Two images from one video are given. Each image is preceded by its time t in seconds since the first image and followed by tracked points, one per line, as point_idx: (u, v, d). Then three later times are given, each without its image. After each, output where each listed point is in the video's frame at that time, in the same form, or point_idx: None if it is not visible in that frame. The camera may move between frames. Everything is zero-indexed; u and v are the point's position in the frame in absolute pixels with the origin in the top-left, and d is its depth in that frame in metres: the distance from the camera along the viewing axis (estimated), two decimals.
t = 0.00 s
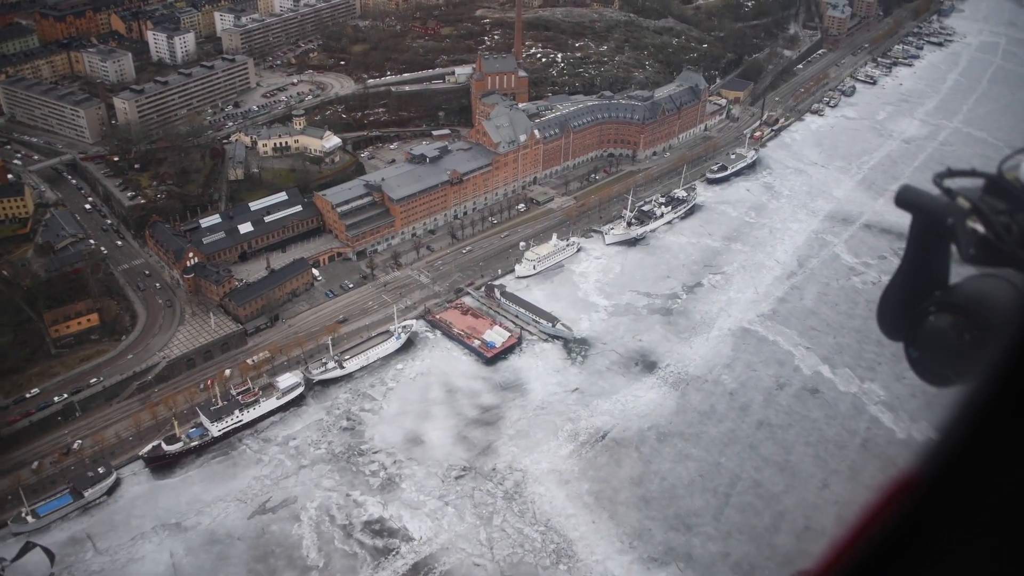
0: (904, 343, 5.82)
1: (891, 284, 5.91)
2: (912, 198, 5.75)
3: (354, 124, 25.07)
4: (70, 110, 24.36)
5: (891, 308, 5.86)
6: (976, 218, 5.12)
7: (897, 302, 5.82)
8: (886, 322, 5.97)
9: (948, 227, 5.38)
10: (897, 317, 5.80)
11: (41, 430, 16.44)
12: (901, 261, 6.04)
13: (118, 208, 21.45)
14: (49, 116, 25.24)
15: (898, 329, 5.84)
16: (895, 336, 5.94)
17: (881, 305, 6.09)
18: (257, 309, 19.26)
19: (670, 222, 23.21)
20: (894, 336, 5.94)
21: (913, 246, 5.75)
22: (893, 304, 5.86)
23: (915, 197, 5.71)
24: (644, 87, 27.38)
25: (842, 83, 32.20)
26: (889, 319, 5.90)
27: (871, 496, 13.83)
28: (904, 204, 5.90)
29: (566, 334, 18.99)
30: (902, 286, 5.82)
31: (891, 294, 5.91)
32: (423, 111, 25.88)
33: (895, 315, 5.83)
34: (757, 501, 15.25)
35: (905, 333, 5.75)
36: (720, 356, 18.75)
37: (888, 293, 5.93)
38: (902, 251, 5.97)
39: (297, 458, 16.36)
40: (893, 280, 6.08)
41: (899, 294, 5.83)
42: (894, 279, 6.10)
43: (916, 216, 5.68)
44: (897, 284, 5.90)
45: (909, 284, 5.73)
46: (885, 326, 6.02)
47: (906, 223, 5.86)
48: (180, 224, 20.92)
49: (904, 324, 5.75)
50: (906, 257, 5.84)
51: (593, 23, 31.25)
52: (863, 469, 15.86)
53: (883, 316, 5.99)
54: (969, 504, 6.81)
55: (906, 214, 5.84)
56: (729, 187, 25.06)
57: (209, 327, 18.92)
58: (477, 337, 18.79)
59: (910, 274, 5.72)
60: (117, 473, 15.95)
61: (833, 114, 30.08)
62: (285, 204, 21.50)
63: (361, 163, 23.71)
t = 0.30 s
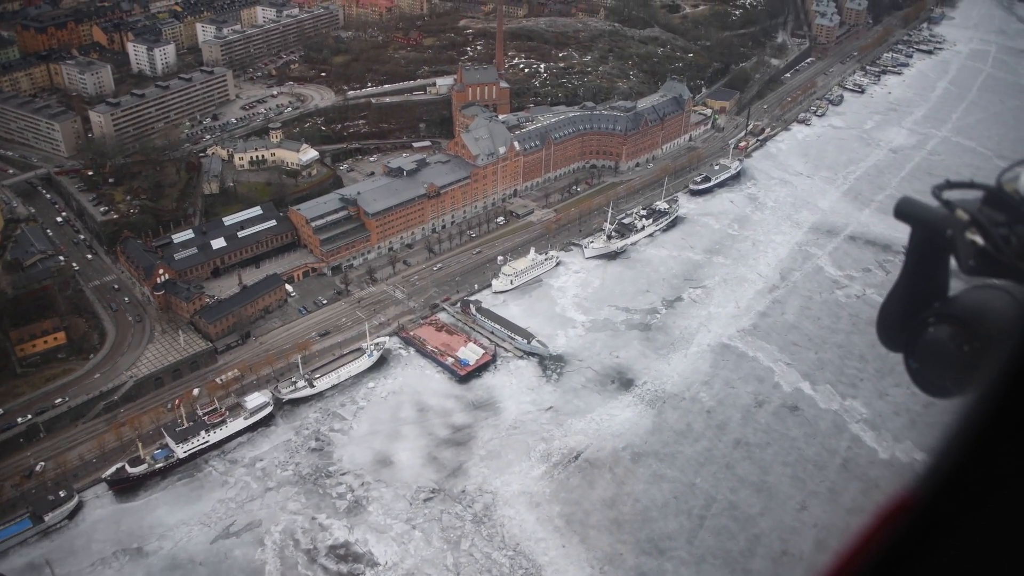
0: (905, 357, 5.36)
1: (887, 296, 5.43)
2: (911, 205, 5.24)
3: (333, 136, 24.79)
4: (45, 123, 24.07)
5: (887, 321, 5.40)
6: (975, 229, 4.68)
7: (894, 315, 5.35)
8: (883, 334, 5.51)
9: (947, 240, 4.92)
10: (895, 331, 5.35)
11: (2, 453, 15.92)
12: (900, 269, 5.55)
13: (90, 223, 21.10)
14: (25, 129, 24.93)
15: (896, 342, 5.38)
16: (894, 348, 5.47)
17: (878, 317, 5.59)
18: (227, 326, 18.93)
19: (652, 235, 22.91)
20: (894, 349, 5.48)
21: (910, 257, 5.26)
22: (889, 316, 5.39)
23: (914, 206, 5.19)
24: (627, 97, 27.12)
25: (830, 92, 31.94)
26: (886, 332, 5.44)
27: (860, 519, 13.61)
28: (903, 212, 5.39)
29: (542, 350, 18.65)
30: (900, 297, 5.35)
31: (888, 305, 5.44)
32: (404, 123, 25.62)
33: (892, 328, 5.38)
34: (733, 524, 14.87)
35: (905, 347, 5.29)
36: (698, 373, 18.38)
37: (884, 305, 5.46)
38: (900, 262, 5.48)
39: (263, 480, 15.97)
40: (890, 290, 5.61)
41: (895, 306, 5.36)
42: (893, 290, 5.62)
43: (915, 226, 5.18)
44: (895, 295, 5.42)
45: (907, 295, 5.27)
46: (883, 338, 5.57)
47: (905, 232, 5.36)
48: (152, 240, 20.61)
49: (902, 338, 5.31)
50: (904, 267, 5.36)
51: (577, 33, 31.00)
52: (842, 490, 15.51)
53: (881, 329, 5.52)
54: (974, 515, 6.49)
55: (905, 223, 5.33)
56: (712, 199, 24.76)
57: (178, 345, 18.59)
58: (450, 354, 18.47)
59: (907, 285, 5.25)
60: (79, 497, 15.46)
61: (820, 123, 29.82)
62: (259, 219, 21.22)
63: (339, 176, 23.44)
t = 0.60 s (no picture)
0: (904, 350, 5.81)
1: (888, 291, 5.88)
2: (911, 204, 5.74)
3: (309, 144, 24.45)
4: (15, 136, 23.72)
5: (888, 315, 5.86)
6: (972, 223, 5.12)
7: (895, 309, 5.80)
8: (884, 328, 5.95)
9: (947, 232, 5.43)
10: (895, 324, 5.79)
11: None
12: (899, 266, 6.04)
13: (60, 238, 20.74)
14: None
15: (896, 336, 5.83)
16: (894, 343, 5.92)
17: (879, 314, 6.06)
18: (197, 341, 18.61)
19: (631, 238, 22.59)
20: (893, 342, 5.92)
21: (911, 253, 5.75)
22: (891, 310, 5.84)
23: (915, 203, 5.70)
24: (607, 98, 26.80)
25: (815, 89, 31.61)
26: (886, 326, 5.89)
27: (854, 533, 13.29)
28: (901, 210, 5.92)
29: (516, 360, 18.34)
30: (899, 291, 5.81)
31: (889, 300, 5.89)
32: (381, 128, 25.29)
33: (892, 321, 5.83)
34: (709, 536, 14.54)
35: (904, 340, 5.75)
36: (676, 380, 18.02)
37: (884, 304, 5.92)
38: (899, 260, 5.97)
39: (230, 499, 15.57)
40: (890, 287, 6.07)
41: (896, 301, 5.81)
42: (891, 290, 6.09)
43: (916, 222, 5.68)
44: (895, 290, 5.88)
45: (906, 290, 5.74)
46: (883, 333, 6.02)
47: (905, 230, 5.87)
48: (122, 254, 20.28)
49: (901, 330, 5.75)
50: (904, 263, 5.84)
51: (557, 34, 30.65)
52: (822, 499, 15.20)
53: (881, 325, 5.98)
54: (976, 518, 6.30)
55: (905, 221, 5.84)
56: (693, 201, 24.44)
57: (147, 361, 18.28)
58: (423, 365, 18.16)
59: (907, 279, 5.71)
60: (43, 520, 15.01)
61: (804, 121, 29.52)
62: (231, 230, 20.91)
63: (314, 184, 23.12)
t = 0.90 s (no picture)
0: (903, 368, 6.09)
1: (887, 311, 6.19)
2: (908, 226, 6.05)
3: (288, 160, 24.16)
4: None
5: (887, 334, 6.17)
6: (971, 246, 5.36)
7: (895, 328, 6.10)
8: (883, 346, 6.26)
9: (946, 252, 5.63)
10: (894, 342, 6.10)
11: None
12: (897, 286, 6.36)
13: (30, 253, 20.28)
14: None
15: (896, 353, 6.12)
16: (893, 361, 6.21)
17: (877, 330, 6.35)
18: (164, 361, 18.20)
19: (611, 260, 22.29)
20: (893, 360, 6.21)
21: (907, 272, 6.06)
22: (890, 329, 6.15)
23: (911, 226, 6.00)
24: (591, 117, 26.56)
25: (803, 109, 31.41)
26: (886, 344, 6.20)
27: None
28: (898, 232, 6.23)
29: (488, 386, 17.98)
30: (897, 310, 6.13)
31: (888, 318, 6.21)
32: (362, 145, 25.03)
33: (890, 340, 6.15)
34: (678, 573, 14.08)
35: (904, 359, 6.02)
36: (650, 409, 17.62)
37: (884, 322, 6.22)
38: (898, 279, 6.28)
39: (188, 526, 15.07)
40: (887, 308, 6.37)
41: (895, 321, 6.11)
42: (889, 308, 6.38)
43: (912, 245, 5.99)
44: (893, 310, 6.18)
45: (904, 310, 6.05)
46: (882, 350, 6.33)
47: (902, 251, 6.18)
48: (92, 271, 19.80)
49: (901, 348, 6.05)
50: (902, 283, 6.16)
51: (543, 52, 30.46)
52: (796, 535, 14.80)
53: (881, 343, 6.27)
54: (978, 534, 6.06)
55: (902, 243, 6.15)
56: (676, 222, 24.17)
57: (112, 382, 17.87)
58: (393, 390, 17.80)
59: (905, 298, 6.03)
60: None
61: (792, 141, 29.29)
62: (204, 248, 20.50)
63: (291, 202, 22.77)
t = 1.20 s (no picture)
0: (894, 379, 5.82)
1: (878, 323, 5.97)
2: (897, 235, 5.83)
3: (266, 182, 23.89)
4: None
5: (879, 346, 5.91)
6: (962, 257, 5.25)
7: (886, 338, 5.83)
8: (875, 357, 5.98)
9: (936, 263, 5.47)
10: (885, 353, 5.84)
11: None
12: (888, 298, 6.14)
13: None
14: None
15: (887, 365, 5.87)
16: (884, 373, 5.94)
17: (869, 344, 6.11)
18: (133, 390, 17.72)
19: (590, 281, 22.03)
20: (884, 371, 5.94)
21: (899, 282, 5.83)
22: (882, 340, 5.90)
23: (900, 237, 5.78)
24: (572, 135, 26.38)
25: (788, 125, 31.24)
26: (878, 356, 5.94)
27: None
28: (889, 244, 6.01)
29: (461, 412, 17.62)
30: (888, 322, 5.88)
31: (879, 329, 5.96)
32: (341, 166, 24.81)
33: (882, 351, 5.89)
34: None
35: (895, 369, 5.74)
36: (627, 434, 17.22)
37: (874, 334, 6.00)
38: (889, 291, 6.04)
39: (150, 560, 14.50)
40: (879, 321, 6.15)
41: (885, 333, 5.88)
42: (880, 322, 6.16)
43: (901, 255, 5.75)
44: (883, 323, 5.96)
45: (895, 320, 5.79)
46: (873, 363, 6.07)
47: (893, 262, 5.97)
48: (61, 297, 19.36)
49: (891, 360, 5.79)
50: (894, 293, 5.92)
51: (525, 70, 30.31)
52: (775, 563, 14.31)
53: (872, 356, 6.03)
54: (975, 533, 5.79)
55: (892, 254, 5.93)
56: (658, 241, 23.90)
57: (77, 411, 17.33)
58: (364, 417, 17.44)
59: (896, 308, 5.78)
60: None
61: (777, 157, 29.07)
62: (176, 272, 20.16)
63: (266, 224, 22.51)
